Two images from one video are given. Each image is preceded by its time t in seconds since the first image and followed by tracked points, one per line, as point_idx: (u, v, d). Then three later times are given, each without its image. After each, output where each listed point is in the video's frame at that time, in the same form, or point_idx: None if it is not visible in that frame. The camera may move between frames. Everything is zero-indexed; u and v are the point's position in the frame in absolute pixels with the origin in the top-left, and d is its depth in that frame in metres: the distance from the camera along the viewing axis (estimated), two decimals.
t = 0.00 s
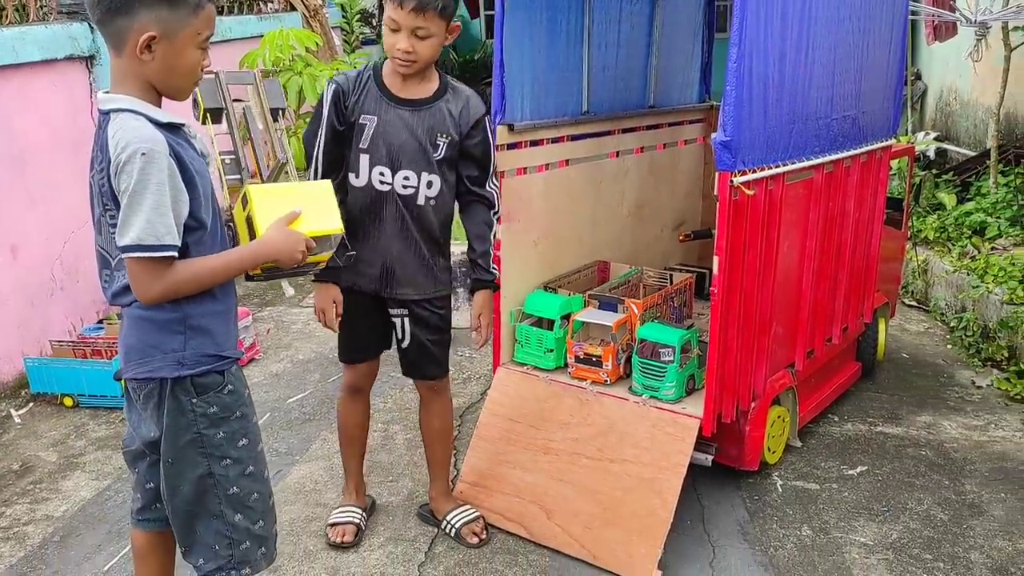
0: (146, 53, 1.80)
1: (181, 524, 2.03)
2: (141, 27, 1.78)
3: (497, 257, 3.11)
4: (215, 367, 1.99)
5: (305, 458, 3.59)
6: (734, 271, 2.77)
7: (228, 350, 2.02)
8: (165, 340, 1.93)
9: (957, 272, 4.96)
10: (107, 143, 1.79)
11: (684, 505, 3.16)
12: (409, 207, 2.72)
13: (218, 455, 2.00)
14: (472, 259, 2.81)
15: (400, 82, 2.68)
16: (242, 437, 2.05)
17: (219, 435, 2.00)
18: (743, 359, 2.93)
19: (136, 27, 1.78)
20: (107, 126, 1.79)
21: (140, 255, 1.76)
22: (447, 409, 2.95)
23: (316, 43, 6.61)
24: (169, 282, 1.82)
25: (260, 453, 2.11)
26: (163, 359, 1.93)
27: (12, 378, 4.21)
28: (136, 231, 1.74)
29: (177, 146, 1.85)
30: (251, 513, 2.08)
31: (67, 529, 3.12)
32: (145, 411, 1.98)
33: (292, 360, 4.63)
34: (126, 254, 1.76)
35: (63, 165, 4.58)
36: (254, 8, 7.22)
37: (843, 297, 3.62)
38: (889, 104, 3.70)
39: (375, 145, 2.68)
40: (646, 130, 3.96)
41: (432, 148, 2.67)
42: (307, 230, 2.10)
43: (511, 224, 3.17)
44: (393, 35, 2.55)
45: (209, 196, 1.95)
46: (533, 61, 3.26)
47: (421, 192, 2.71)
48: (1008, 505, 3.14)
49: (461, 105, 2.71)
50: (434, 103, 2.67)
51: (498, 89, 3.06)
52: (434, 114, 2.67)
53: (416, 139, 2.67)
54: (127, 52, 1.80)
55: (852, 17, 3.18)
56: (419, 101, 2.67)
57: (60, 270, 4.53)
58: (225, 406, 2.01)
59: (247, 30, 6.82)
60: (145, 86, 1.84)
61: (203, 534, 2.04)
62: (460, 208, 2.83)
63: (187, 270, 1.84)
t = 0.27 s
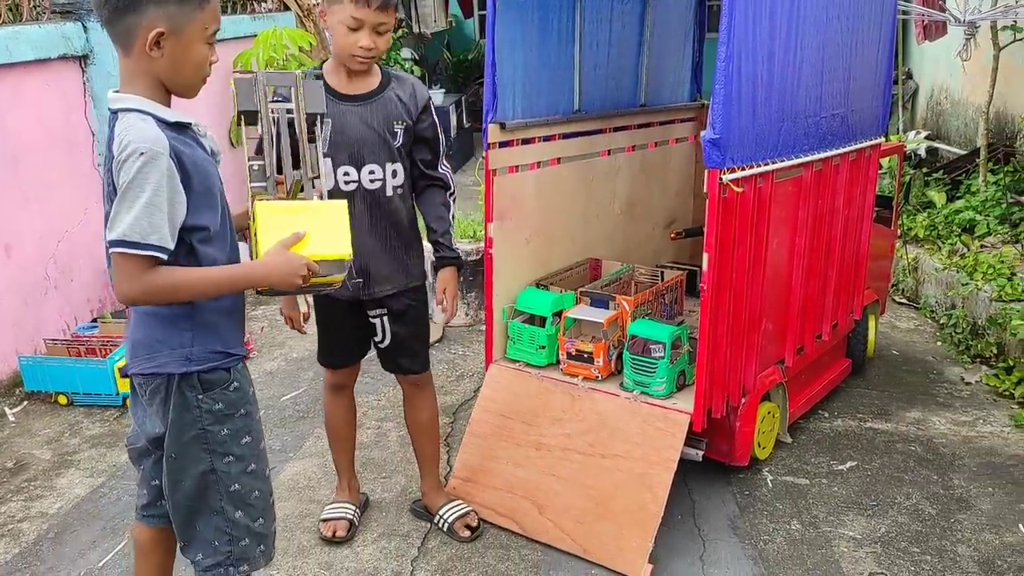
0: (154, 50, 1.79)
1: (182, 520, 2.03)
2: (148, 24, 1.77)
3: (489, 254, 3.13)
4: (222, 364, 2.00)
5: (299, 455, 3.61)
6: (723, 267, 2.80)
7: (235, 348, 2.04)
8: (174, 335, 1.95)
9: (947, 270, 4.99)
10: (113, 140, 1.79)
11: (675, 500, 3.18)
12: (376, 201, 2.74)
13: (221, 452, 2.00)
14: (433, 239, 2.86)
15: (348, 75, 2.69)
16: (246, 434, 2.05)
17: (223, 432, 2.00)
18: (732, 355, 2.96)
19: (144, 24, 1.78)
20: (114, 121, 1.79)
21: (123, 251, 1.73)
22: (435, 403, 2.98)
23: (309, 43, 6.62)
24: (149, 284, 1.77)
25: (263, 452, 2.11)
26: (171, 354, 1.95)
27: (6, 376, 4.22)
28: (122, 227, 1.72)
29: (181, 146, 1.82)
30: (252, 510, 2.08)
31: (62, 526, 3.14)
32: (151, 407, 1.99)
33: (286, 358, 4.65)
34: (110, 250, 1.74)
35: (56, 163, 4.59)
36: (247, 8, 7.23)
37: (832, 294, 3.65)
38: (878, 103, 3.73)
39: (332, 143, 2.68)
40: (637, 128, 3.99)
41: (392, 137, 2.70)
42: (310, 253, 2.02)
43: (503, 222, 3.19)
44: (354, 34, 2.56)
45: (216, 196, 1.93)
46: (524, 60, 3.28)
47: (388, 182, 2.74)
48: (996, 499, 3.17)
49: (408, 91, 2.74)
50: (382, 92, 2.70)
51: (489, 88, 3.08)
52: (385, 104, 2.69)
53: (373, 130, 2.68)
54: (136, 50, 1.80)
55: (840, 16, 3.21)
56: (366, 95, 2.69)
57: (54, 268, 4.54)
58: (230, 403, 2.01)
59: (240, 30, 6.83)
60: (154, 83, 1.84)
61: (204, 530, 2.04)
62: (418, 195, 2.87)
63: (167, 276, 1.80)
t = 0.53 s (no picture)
0: (177, 47, 1.80)
1: (200, 515, 2.03)
2: (171, 21, 1.78)
3: (481, 253, 3.15)
4: (243, 364, 2.00)
5: (293, 454, 3.62)
6: (714, 266, 2.81)
7: (255, 348, 2.03)
8: (197, 337, 1.96)
9: (937, 268, 5.02)
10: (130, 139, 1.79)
11: (668, 497, 3.21)
12: (381, 200, 2.73)
13: (240, 450, 2.01)
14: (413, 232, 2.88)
15: (342, 75, 2.64)
16: (265, 433, 2.05)
17: (243, 431, 2.00)
18: (723, 353, 2.98)
19: (166, 21, 1.78)
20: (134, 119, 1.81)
21: (123, 250, 1.72)
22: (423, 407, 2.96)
23: (302, 43, 6.62)
24: (142, 287, 1.76)
25: (282, 449, 2.11)
26: (193, 355, 1.95)
27: None
28: (124, 226, 1.72)
29: (196, 148, 1.82)
30: (270, 507, 2.08)
31: (56, 525, 3.15)
32: (173, 405, 2.00)
33: (280, 358, 4.66)
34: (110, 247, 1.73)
35: (49, 163, 4.59)
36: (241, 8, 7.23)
37: (823, 292, 3.67)
38: (867, 103, 3.75)
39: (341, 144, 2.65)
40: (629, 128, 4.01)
41: (393, 134, 2.72)
42: (315, 275, 1.97)
43: (496, 221, 3.21)
44: (374, 39, 2.57)
45: (232, 199, 1.92)
46: (516, 60, 3.30)
47: (391, 180, 2.75)
48: (985, 496, 3.20)
49: (397, 90, 2.79)
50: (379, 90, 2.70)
51: (482, 88, 3.10)
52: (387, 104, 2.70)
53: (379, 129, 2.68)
54: (158, 47, 1.80)
55: (830, 16, 3.24)
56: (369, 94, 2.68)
57: (47, 268, 4.54)
58: (251, 402, 2.01)
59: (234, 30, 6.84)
60: (177, 81, 1.84)
61: (221, 523, 2.04)
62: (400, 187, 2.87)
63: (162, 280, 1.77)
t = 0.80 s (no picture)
0: (202, 48, 1.80)
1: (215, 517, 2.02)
2: (195, 22, 1.78)
3: (470, 255, 3.15)
4: (254, 372, 1.98)
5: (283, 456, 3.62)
6: (702, 267, 2.82)
7: (268, 356, 2.00)
8: (208, 345, 1.94)
9: (926, 269, 5.04)
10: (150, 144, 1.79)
11: (657, 498, 3.22)
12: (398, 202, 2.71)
13: (251, 455, 1.98)
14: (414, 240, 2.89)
15: (367, 73, 2.63)
16: (277, 439, 2.01)
17: (253, 437, 1.98)
18: (711, 354, 2.99)
19: (190, 23, 1.78)
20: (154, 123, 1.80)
21: (141, 255, 1.72)
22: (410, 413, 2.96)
23: (293, 44, 6.61)
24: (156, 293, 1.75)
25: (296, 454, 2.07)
26: (204, 363, 1.94)
27: None
28: (141, 231, 1.71)
29: (213, 154, 1.80)
30: (281, 511, 2.04)
31: (45, 528, 3.14)
32: (189, 412, 2.00)
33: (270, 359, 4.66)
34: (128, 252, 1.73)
35: (39, 165, 4.57)
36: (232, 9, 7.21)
37: (812, 293, 3.68)
38: (855, 105, 3.77)
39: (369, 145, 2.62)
40: (619, 129, 4.02)
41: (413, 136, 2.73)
42: (331, 298, 1.99)
43: (485, 223, 3.21)
44: (405, 42, 2.60)
45: (248, 205, 1.90)
46: (505, 62, 3.30)
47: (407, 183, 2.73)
48: (972, 495, 3.22)
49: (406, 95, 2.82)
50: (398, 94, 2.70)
51: (471, 90, 3.10)
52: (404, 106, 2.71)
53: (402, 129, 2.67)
54: (182, 49, 1.80)
55: (818, 18, 3.25)
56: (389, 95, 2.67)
57: (37, 270, 4.53)
58: (262, 409, 1.99)
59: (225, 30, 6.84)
60: (197, 81, 1.84)
61: (232, 524, 2.02)
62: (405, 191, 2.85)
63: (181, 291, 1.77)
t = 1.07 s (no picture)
0: (237, 48, 1.80)
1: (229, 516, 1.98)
2: (231, 22, 1.77)
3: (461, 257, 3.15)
4: (266, 376, 1.92)
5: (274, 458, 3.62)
6: (691, 269, 2.83)
7: (282, 360, 1.94)
8: (221, 348, 1.89)
9: (917, 269, 5.05)
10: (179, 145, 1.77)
11: (647, 498, 3.23)
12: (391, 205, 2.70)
13: (262, 457, 1.92)
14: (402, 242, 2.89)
15: (367, 74, 2.60)
16: (288, 442, 1.95)
17: (264, 440, 1.92)
18: (702, 355, 3.00)
19: (227, 23, 1.77)
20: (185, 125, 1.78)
21: (174, 258, 1.69)
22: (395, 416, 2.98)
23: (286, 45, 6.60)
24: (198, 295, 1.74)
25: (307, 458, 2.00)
26: (216, 365, 1.89)
27: None
28: (175, 234, 1.69)
29: (244, 156, 1.78)
30: (290, 513, 1.97)
31: (35, 530, 3.14)
32: (204, 412, 1.96)
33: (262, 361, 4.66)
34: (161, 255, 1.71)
35: (30, 167, 4.56)
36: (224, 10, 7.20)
37: (802, 294, 3.70)
38: (845, 106, 3.79)
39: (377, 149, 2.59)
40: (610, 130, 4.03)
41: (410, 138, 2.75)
42: (364, 312, 2.00)
43: (476, 225, 3.22)
44: (407, 43, 2.60)
45: (275, 210, 1.86)
46: (496, 64, 3.31)
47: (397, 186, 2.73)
48: (961, 494, 3.23)
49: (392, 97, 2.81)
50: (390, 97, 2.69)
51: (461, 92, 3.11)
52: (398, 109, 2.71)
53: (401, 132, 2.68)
54: (217, 49, 1.79)
55: (807, 20, 3.26)
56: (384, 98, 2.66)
57: (28, 272, 4.52)
58: (273, 414, 1.93)
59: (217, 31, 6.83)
60: (228, 82, 1.83)
61: (243, 521, 1.96)
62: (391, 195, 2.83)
63: (217, 293, 1.75)
